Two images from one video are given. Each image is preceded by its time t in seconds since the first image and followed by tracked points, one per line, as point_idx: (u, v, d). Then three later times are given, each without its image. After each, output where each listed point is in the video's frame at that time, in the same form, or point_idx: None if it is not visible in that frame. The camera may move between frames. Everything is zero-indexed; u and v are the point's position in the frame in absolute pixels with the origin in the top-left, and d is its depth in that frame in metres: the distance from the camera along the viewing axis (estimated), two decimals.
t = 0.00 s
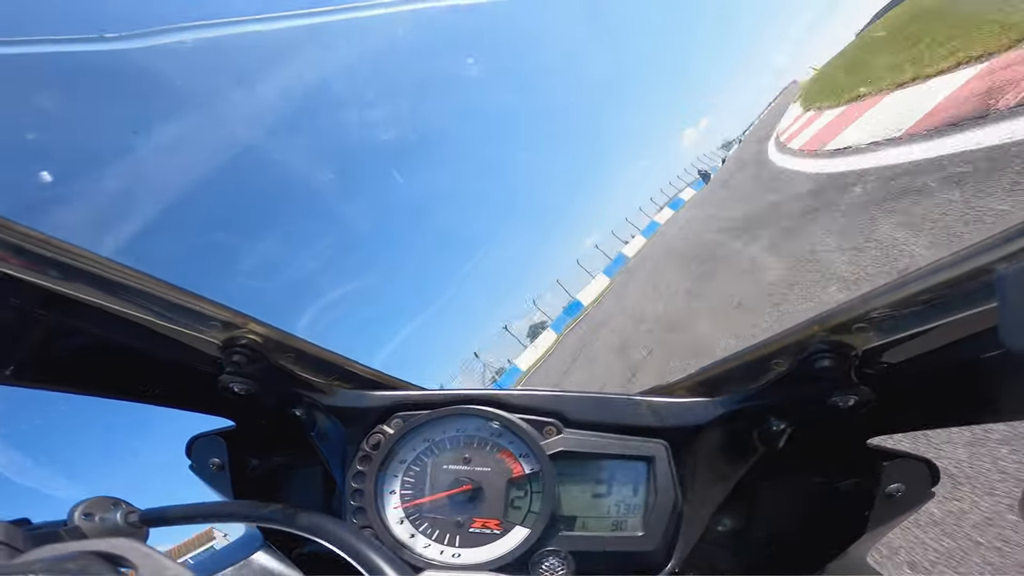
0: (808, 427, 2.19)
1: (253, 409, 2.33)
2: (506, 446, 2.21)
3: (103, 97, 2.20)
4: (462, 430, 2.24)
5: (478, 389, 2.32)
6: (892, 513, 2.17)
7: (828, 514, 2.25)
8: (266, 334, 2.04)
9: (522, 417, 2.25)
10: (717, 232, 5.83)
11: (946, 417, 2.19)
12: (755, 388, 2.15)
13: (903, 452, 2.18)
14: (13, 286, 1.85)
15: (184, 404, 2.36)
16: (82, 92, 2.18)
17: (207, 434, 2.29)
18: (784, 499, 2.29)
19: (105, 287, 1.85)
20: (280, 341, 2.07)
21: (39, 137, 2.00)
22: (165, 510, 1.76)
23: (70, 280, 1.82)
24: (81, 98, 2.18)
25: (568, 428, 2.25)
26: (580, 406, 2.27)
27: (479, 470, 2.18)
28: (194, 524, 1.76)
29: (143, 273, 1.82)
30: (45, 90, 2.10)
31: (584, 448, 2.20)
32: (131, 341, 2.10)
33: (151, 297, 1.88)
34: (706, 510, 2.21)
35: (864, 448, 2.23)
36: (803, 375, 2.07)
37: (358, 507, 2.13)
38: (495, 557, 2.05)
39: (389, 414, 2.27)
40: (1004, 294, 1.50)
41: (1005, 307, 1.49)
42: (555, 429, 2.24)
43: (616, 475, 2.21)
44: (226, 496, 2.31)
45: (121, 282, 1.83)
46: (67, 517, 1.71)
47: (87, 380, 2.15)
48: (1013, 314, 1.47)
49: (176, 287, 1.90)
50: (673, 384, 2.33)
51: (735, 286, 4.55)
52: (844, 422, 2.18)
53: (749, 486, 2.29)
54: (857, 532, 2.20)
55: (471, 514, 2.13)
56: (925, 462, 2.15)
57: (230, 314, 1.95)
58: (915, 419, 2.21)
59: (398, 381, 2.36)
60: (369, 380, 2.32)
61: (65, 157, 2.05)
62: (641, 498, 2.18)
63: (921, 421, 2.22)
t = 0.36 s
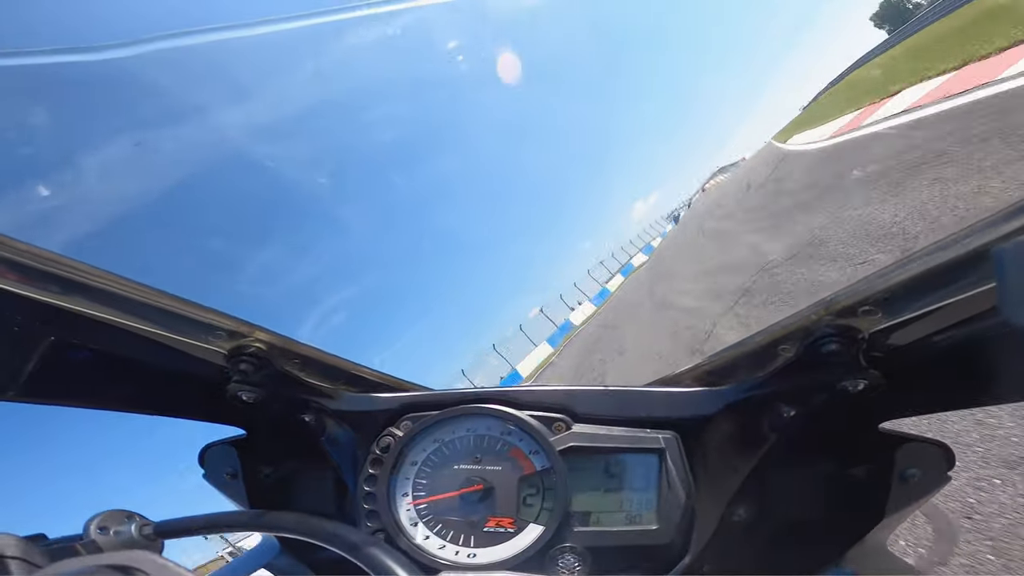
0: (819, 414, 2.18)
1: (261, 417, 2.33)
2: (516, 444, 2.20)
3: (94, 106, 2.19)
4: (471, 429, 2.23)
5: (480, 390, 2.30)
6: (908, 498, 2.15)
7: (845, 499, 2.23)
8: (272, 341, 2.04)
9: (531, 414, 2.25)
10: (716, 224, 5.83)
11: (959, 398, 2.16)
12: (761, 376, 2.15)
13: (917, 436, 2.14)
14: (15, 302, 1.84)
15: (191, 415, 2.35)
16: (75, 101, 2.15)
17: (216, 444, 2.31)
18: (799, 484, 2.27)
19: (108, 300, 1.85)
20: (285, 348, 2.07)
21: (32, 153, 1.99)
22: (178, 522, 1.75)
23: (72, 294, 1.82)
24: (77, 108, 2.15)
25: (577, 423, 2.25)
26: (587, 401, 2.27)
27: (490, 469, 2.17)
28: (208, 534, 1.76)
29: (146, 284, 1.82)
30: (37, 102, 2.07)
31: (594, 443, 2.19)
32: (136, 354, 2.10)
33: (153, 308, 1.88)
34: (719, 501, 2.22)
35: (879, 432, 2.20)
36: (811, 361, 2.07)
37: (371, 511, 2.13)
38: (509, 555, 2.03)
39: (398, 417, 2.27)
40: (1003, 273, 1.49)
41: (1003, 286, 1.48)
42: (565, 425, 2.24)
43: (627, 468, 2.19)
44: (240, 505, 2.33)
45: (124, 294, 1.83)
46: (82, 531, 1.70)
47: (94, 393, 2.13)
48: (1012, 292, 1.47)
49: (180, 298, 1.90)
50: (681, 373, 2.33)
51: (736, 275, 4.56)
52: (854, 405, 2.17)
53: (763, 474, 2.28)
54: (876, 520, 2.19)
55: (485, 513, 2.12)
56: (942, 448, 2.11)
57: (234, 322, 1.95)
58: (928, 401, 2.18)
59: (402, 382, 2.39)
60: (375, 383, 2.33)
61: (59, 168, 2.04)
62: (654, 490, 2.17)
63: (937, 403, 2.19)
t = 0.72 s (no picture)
0: (814, 421, 2.18)
1: (257, 412, 2.34)
2: (510, 444, 2.20)
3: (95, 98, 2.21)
4: (466, 428, 2.24)
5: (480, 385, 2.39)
6: (901, 506, 2.12)
7: (839, 507, 2.22)
8: (270, 336, 2.07)
9: (528, 415, 2.27)
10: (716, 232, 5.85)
11: (953, 407, 2.14)
12: (758, 380, 2.17)
13: (912, 444, 2.11)
14: (12, 292, 1.85)
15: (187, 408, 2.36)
16: (77, 94, 2.17)
17: (211, 437, 2.30)
18: (792, 489, 2.28)
19: (108, 292, 1.86)
20: (285, 344, 2.12)
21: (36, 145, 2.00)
22: (168, 516, 1.76)
23: (72, 285, 1.82)
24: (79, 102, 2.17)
25: (572, 424, 2.28)
26: (584, 401, 2.33)
27: (484, 468, 2.18)
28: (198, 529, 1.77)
29: (144, 277, 1.83)
30: (41, 95, 2.08)
31: (588, 444, 2.21)
32: (133, 346, 2.10)
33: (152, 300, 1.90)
34: (711, 506, 2.25)
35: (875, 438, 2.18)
36: (809, 367, 2.07)
37: (363, 507, 2.13)
38: (501, 555, 2.02)
39: (394, 413, 2.31)
40: (998, 281, 1.54)
41: (999, 294, 1.53)
42: (560, 425, 2.25)
43: (621, 470, 2.19)
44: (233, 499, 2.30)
45: (124, 287, 1.84)
46: (71, 524, 1.71)
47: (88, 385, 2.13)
48: (1009, 301, 1.51)
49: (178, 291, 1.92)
50: (678, 377, 2.43)
51: (735, 282, 4.56)
52: (850, 413, 2.16)
53: (756, 480, 2.29)
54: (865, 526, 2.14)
55: (478, 512, 2.12)
56: (934, 456, 2.08)
57: (232, 315, 1.97)
58: (923, 409, 2.17)
59: (397, 379, 2.48)
60: (370, 379, 2.41)
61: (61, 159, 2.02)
62: (648, 492, 2.15)
63: (932, 411, 2.18)
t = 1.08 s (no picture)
0: (819, 421, 2.18)
1: (261, 410, 2.35)
2: (514, 444, 2.20)
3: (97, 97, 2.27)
4: (470, 428, 2.24)
5: (483, 385, 2.40)
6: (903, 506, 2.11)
7: (842, 508, 2.21)
8: (274, 333, 2.08)
9: (532, 414, 2.27)
10: (717, 233, 5.86)
11: (958, 407, 2.13)
12: (762, 380, 2.18)
13: (916, 443, 2.09)
14: (19, 292, 1.86)
15: (192, 407, 2.37)
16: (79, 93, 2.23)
17: (217, 435, 2.30)
18: (795, 489, 2.27)
19: (113, 290, 1.87)
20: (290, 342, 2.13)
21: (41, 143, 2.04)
22: (170, 515, 1.77)
23: (78, 283, 1.83)
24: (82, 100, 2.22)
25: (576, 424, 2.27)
26: (588, 401, 2.34)
27: (487, 467, 2.18)
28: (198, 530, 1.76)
29: (148, 275, 1.85)
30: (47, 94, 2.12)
31: (592, 444, 2.20)
32: (138, 345, 2.11)
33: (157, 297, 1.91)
34: (719, 503, 2.23)
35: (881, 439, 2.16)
36: (813, 368, 2.07)
37: (366, 506, 2.13)
38: (503, 555, 2.02)
39: (398, 413, 2.32)
40: (1000, 287, 1.40)
41: (1000, 297, 1.39)
42: (563, 425, 2.25)
43: (624, 470, 2.18)
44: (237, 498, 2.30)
45: (130, 285, 1.85)
46: (74, 522, 1.72)
47: (93, 385, 2.14)
48: None
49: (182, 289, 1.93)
50: (681, 377, 2.44)
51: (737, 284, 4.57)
52: (854, 414, 2.16)
53: (761, 480, 2.28)
54: (869, 529, 2.16)
55: (481, 512, 2.12)
56: (938, 456, 2.06)
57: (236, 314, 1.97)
58: (930, 409, 2.15)
59: (402, 379, 2.49)
60: (375, 378, 2.42)
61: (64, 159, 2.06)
62: (651, 493, 2.15)
63: (939, 411, 2.16)
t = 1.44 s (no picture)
0: (810, 430, 2.18)
1: (254, 407, 2.35)
2: (507, 446, 2.20)
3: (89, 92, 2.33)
4: (463, 429, 2.24)
5: (478, 387, 2.41)
6: (892, 514, 2.12)
7: (833, 516, 2.22)
8: (270, 331, 2.08)
9: (525, 416, 2.28)
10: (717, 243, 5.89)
11: (945, 418, 2.15)
12: (756, 388, 2.18)
13: (905, 452, 2.10)
14: (15, 284, 1.86)
15: (187, 401, 2.38)
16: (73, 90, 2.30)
17: (208, 432, 2.30)
18: (789, 497, 2.26)
19: (109, 284, 1.87)
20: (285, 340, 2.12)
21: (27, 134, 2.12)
22: (160, 510, 1.77)
23: (74, 276, 1.83)
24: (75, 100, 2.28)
25: (569, 428, 2.26)
26: (581, 405, 2.35)
27: (480, 469, 2.18)
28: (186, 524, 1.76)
29: (144, 268, 1.84)
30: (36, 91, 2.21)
31: (585, 447, 2.19)
32: (133, 339, 2.10)
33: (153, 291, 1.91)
34: (708, 510, 2.24)
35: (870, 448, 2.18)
36: (806, 377, 2.08)
37: (358, 505, 2.13)
38: (493, 557, 2.01)
39: (391, 412, 2.32)
40: (999, 300, 1.47)
41: (1001, 310, 1.46)
42: (556, 429, 2.24)
43: (616, 475, 2.17)
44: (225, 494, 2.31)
45: (125, 278, 1.85)
46: (63, 515, 1.72)
47: (88, 376, 2.15)
48: None
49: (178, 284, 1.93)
50: (675, 383, 2.45)
51: (735, 295, 4.58)
52: (846, 423, 2.16)
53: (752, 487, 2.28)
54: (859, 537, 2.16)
55: (472, 514, 2.12)
56: (927, 465, 2.07)
57: (232, 309, 1.97)
58: (917, 419, 2.16)
59: (397, 380, 2.50)
60: (369, 377, 2.42)
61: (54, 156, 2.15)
62: (641, 498, 2.15)
63: (926, 422, 2.18)
